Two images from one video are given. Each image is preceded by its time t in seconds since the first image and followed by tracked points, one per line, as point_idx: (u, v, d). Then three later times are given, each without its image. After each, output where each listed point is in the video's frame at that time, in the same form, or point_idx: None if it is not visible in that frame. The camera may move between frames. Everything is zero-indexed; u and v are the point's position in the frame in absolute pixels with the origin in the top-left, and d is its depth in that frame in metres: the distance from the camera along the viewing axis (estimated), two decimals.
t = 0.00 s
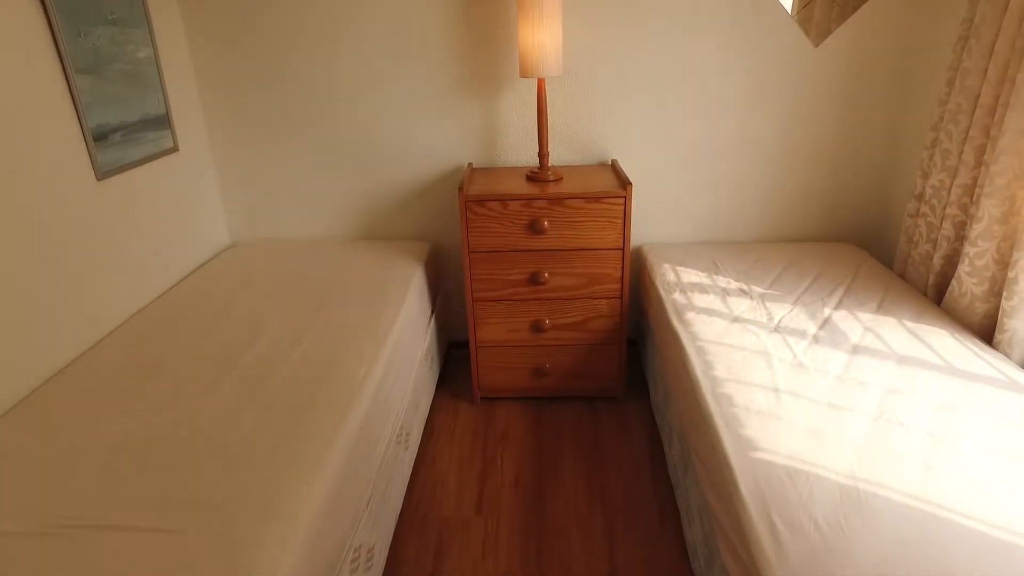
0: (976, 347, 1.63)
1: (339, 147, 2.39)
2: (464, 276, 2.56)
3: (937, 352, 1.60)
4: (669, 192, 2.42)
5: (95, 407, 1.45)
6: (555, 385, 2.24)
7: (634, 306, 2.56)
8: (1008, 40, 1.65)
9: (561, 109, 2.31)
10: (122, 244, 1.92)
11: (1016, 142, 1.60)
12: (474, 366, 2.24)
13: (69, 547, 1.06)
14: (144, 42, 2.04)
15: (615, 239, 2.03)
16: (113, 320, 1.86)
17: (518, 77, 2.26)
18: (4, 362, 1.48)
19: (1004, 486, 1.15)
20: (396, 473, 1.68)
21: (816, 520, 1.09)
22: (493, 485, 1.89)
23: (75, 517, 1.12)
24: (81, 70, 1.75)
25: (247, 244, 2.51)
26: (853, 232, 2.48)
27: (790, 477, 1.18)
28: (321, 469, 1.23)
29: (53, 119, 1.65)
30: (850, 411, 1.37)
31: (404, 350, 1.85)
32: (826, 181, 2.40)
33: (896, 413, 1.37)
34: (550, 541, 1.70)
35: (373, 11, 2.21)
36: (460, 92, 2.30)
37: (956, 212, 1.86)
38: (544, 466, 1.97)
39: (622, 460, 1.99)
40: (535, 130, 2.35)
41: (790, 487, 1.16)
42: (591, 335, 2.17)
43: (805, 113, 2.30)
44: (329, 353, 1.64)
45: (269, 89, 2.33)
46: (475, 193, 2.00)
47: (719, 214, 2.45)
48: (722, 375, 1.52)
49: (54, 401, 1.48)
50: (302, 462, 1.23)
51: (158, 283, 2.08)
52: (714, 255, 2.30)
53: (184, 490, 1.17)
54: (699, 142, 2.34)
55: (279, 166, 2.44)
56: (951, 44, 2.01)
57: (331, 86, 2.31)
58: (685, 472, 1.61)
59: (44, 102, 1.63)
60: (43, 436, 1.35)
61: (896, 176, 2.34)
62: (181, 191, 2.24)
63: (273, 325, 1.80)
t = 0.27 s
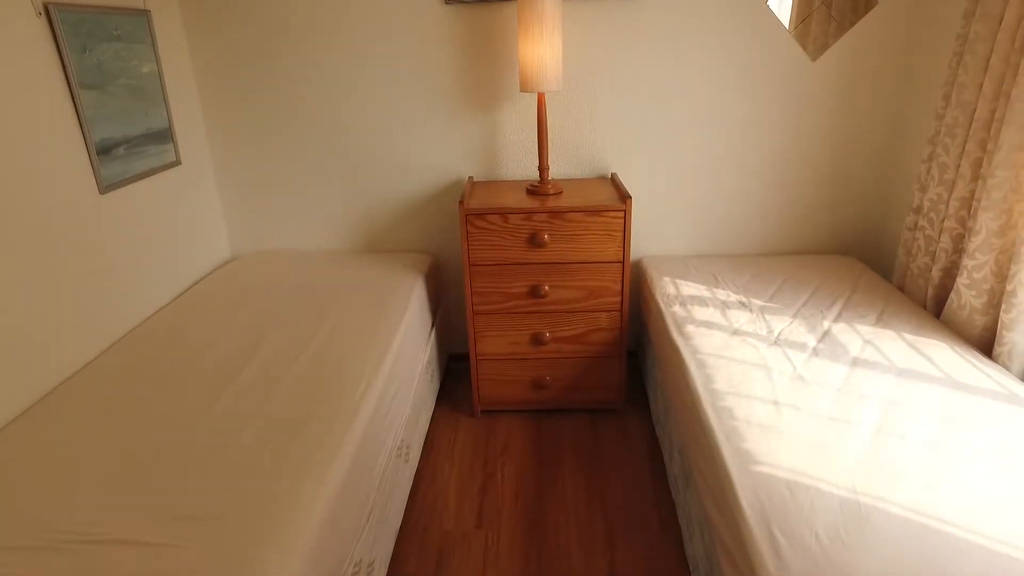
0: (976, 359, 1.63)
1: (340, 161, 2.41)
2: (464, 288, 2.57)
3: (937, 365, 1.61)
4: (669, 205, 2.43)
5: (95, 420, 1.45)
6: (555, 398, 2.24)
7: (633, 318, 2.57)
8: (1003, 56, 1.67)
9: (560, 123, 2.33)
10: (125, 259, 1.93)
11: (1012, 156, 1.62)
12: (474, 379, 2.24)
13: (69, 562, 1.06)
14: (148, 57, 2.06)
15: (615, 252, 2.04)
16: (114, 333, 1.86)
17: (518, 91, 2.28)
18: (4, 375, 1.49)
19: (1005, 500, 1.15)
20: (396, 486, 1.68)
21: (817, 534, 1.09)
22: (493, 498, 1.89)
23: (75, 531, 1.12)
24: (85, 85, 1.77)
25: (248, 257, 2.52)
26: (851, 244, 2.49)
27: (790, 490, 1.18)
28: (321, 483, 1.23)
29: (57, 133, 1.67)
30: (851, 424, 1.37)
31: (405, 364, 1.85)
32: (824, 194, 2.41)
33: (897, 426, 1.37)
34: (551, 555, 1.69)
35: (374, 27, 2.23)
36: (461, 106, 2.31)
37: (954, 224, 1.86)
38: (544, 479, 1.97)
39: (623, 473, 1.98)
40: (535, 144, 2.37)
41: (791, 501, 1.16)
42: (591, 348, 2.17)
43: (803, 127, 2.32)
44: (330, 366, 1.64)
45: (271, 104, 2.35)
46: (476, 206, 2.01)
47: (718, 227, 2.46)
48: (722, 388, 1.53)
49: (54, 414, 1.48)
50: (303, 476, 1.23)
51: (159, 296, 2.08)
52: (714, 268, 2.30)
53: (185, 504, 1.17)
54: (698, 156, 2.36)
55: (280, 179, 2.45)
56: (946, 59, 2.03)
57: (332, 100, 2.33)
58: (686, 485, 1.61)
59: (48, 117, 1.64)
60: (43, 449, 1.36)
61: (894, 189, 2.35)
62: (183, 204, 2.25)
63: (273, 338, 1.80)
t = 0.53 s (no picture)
0: (976, 372, 1.63)
1: (342, 174, 2.42)
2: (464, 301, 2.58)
3: (937, 377, 1.61)
4: (668, 218, 2.44)
5: (96, 432, 1.45)
6: (555, 411, 2.24)
7: (633, 331, 2.57)
8: (998, 71, 1.68)
9: (560, 136, 2.35)
10: (126, 271, 1.93)
11: (1009, 170, 1.63)
12: (474, 392, 2.24)
13: None
14: (151, 70, 2.07)
15: (615, 265, 2.05)
16: (114, 346, 1.87)
17: (518, 105, 2.30)
18: (6, 388, 1.49)
19: (1006, 513, 1.15)
20: (396, 499, 1.67)
21: (818, 548, 1.09)
22: (493, 511, 1.88)
23: (75, 545, 1.12)
24: (90, 99, 1.78)
25: (249, 269, 2.53)
26: (850, 257, 2.50)
27: (791, 504, 1.18)
28: (322, 496, 1.22)
29: (61, 147, 1.68)
30: (851, 438, 1.38)
31: (405, 376, 1.85)
32: (823, 207, 2.42)
33: (897, 439, 1.37)
34: (551, 569, 1.68)
35: (375, 42, 2.25)
36: (461, 120, 2.33)
37: (952, 237, 1.87)
38: (544, 492, 1.96)
39: (623, 486, 1.98)
40: (535, 157, 2.38)
41: (791, 515, 1.16)
42: (591, 361, 2.17)
43: (801, 140, 2.33)
44: (330, 379, 1.64)
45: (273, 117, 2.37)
46: (476, 219, 2.02)
47: (717, 239, 2.47)
48: (722, 401, 1.53)
49: (54, 427, 1.48)
50: (303, 489, 1.23)
51: (160, 307, 2.09)
52: (713, 281, 2.31)
53: (185, 517, 1.17)
54: (697, 169, 2.37)
55: (282, 192, 2.46)
56: (943, 74, 2.05)
57: (334, 114, 2.34)
58: (686, 498, 1.61)
59: (52, 131, 1.66)
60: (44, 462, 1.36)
61: (892, 202, 2.37)
62: (185, 217, 2.26)
63: (274, 350, 1.80)
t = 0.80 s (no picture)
0: (976, 384, 1.63)
1: (343, 186, 2.43)
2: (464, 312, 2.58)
3: (937, 390, 1.61)
4: (667, 230, 2.45)
5: (96, 444, 1.45)
6: (556, 423, 2.24)
7: (633, 342, 2.57)
8: (994, 85, 1.70)
9: (560, 149, 2.36)
10: (127, 283, 1.94)
11: (1006, 183, 1.64)
12: (474, 404, 2.24)
13: None
14: (154, 83, 2.09)
15: (615, 277, 2.05)
16: (115, 357, 1.87)
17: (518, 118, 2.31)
18: (7, 399, 1.49)
19: (1007, 526, 1.15)
20: (396, 511, 1.67)
21: (819, 560, 1.08)
22: (493, 524, 1.88)
23: (75, 557, 1.12)
24: (93, 112, 1.80)
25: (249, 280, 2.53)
26: (849, 268, 2.50)
27: (792, 516, 1.18)
28: (322, 508, 1.22)
29: (64, 159, 1.69)
30: (851, 450, 1.37)
31: (406, 388, 1.85)
32: (822, 219, 2.43)
33: (898, 451, 1.37)
34: None
35: (376, 55, 2.27)
36: (462, 132, 2.35)
37: (951, 249, 1.88)
38: (544, 504, 1.96)
39: (623, 498, 1.97)
40: (535, 169, 2.39)
41: (792, 527, 1.16)
42: (592, 373, 2.17)
43: (800, 153, 2.35)
44: (331, 390, 1.64)
45: (274, 130, 2.38)
46: (476, 232, 2.03)
47: (716, 251, 2.48)
48: (722, 413, 1.53)
49: (54, 438, 1.48)
50: (303, 501, 1.23)
51: (161, 319, 2.09)
52: (713, 292, 2.32)
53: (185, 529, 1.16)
54: (696, 181, 2.38)
55: (283, 204, 2.47)
56: (939, 87, 2.07)
57: (335, 127, 2.36)
58: (687, 510, 1.60)
59: (56, 144, 1.67)
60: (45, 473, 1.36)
61: (891, 214, 2.38)
62: (186, 228, 2.27)
63: (275, 361, 1.81)
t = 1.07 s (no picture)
0: (976, 395, 1.63)
1: (343, 198, 2.44)
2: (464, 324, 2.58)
3: (937, 401, 1.61)
4: (667, 241, 2.46)
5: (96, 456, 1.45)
6: (556, 435, 2.23)
7: (633, 354, 2.57)
8: (990, 98, 1.71)
9: (560, 161, 2.37)
10: (129, 295, 1.94)
11: (1003, 194, 1.65)
12: (474, 416, 2.23)
13: None
14: (156, 96, 2.11)
15: (615, 289, 2.06)
16: (115, 368, 1.87)
17: (518, 130, 2.33)
18: (7, 410, 1.49)
19: (1009, 539, 1.14)
20: (396, 523, 1.66)
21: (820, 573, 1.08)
22: (494, 536, 1.87)
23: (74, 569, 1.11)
24: (96, 124, 1.81)
25: (250, 292, 2.54)
26: (849, 280, 2.51)
27: (792, 529, 1.18)
28: (322, 520, 1.22)
29: (66, 171, 1.70)
30: (852, 462, 1.37)
31: (406, 400, 1.85)
32: (821, 230, 2.44)
33: (898, 463, 1.37)
34: None
35: (377, 68, 2.29)
36: (462, 145, 2.36)
37: (950, 260, 1.89)
38: (545, 517, 1.95)
39: (624, 510, 1.97)
40: (535, 182, 2.41)
41: (793, 540, 1.15)
42: (592, 384, 2.17)
43: (798, 164, 2.36)
44: (331, 402, 1.64)
45: (275, 143, 2.40)
46: (476, 243, 2.03)
47: (716, 262, 2.48)
48: (722, 425, 1.53)
49: (54, 450, 1.48)
50: (303, 513, 1.23)
51: (161, 330, 2.10)
52: (713, 304, 2.32)
53: (184, 542, 1.16)
54: (694, 192, 2.39)
55: (283, 216, 2.48)
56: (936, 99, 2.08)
57: (336, 139, 2.37)
58: (687, 523, 1.60)
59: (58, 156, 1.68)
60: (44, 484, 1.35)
61: (890, 225, 2.38)
62: (187, 240, 2.28)
63: (275, 373, 1.81)
